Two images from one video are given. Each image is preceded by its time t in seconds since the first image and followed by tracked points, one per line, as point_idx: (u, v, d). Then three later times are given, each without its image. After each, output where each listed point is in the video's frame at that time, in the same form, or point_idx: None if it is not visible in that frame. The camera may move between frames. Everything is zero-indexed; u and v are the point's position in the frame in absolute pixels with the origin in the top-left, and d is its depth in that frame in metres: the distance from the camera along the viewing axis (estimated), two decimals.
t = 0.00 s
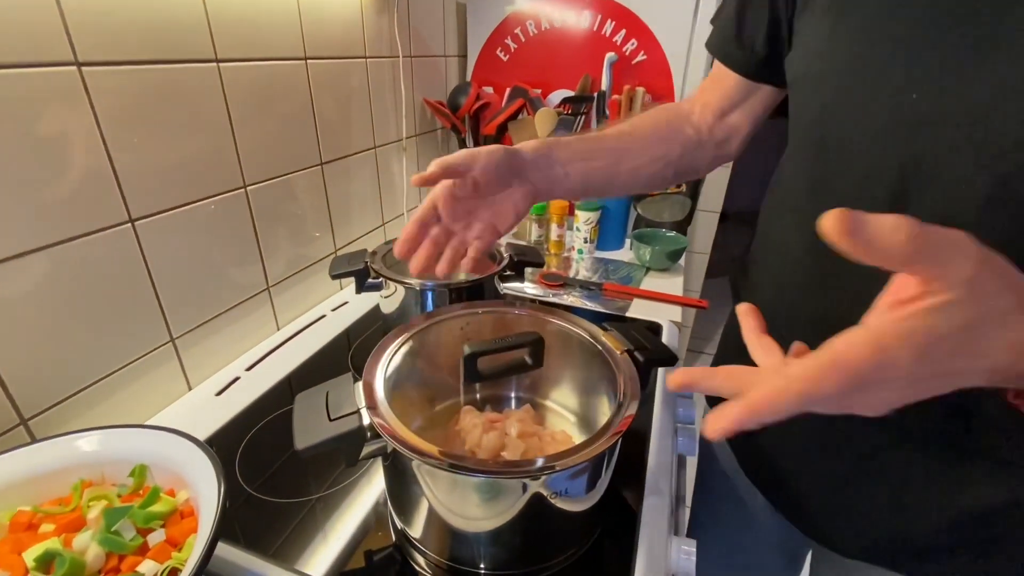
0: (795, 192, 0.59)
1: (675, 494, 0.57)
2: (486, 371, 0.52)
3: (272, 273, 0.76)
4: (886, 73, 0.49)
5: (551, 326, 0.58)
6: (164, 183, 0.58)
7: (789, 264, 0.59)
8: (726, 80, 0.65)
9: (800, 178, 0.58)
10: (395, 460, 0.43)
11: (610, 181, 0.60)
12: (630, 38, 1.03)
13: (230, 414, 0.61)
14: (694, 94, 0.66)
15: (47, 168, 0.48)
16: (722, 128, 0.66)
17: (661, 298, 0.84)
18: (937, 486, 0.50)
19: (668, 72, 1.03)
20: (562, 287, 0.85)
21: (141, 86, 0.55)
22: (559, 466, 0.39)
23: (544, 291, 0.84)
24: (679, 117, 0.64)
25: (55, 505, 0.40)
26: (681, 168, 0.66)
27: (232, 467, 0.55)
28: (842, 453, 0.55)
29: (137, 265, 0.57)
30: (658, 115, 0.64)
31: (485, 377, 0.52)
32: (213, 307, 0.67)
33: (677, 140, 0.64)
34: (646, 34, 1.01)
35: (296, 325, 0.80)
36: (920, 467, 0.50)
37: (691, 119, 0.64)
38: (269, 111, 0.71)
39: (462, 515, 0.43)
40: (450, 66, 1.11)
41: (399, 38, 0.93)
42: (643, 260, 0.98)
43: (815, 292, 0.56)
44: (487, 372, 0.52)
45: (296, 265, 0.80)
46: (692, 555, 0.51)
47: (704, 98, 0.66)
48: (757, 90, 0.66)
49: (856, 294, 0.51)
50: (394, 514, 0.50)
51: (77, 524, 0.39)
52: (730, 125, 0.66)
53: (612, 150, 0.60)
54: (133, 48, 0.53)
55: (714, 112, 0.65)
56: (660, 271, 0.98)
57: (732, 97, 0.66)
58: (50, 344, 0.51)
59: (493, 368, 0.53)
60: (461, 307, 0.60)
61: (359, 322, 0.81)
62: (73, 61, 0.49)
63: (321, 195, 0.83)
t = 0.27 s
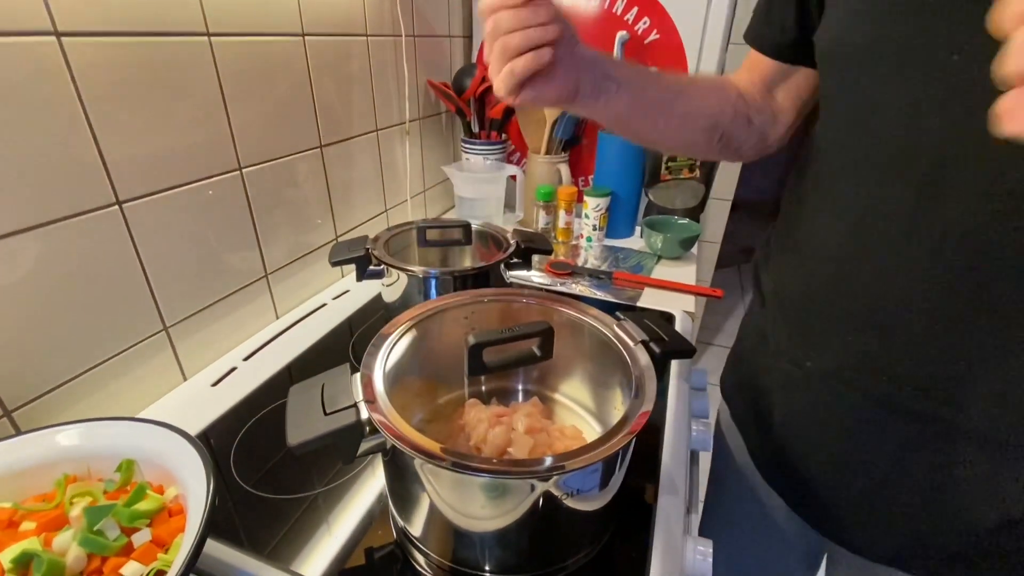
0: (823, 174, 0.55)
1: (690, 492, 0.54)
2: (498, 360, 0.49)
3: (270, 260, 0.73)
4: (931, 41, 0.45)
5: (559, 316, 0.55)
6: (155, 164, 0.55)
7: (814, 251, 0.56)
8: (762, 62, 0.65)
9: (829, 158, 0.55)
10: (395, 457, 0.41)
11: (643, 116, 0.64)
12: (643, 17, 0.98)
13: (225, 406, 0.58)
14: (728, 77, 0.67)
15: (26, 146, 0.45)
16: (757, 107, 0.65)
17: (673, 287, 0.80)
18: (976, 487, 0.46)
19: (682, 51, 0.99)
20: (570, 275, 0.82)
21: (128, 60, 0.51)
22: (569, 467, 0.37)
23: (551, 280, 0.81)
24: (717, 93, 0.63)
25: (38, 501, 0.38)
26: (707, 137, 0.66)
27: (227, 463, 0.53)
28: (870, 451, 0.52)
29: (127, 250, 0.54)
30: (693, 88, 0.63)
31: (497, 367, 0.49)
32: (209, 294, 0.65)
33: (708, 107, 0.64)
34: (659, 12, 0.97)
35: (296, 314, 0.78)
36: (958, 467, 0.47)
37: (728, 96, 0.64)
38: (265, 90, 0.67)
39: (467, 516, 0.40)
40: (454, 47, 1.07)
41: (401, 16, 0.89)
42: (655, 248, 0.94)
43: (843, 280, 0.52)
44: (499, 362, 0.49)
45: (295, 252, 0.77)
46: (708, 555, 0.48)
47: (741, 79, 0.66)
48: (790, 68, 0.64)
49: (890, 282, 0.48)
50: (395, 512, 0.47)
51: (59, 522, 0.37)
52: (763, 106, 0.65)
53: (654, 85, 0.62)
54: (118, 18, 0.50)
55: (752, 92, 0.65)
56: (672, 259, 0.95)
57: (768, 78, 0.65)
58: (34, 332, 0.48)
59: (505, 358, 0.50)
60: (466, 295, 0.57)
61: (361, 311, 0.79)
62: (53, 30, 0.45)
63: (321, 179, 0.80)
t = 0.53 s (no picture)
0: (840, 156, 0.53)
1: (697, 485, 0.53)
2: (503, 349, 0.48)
3: (270, 247, 0.72)
4: (961, 14, 0.43)
5: (564, 304, 0.53)
6: (149, 148, 0.54)
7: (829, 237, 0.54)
8: (769, 52, 0.61)
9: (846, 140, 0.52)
10: (394, 448, 0.40)
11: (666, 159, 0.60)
12: None
13: (223, 395, 0.57)
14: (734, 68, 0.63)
15: (14, 128, 0.43)
16: (770, 103, 0.62)
17: (680, 276, 0.79)
18: (997, 483, 0.45)
19: (692, 35, 0.96)
20: (574, 264, 0.81)
21: (120, 39, 0.49)
22: (574, 459, 0.35)
23: (555, 269, 0.79)
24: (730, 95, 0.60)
25: (31, 490, 0.37)
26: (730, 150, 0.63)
27: (225, 452, 0.52)
28: (885, 444, 0.50)
29: (121, 237, 0.53)
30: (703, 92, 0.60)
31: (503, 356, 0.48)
32: (207, 282, 0.63)
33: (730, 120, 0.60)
34: None
35: (296, 303, 0.77)
36: (979, 462, 0.45)
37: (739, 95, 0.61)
38: (263, 73, 0.65)
39: (467, 508, 0.39)
40: (457, 31, 1.05)
41: None
42: (661, 237, 0.93)
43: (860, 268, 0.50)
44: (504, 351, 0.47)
45: (295, 240, 0.76)
46: (714, 549, 0.47)
47: (745, 71, 0.62)
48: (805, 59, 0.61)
49: (909, 269, 0.46)
50: (394, 503, 0.46)
51: (51, 512, 0.36)
52: (777, 100, 0.63)
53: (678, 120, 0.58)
54: None
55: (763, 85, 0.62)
56: (678, 249, 0.93)
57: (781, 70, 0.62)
58: (27, 320, 0.47)
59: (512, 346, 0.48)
60: (467, 283, 0.56)
61: (362, 300, 0.78)
62: (40, 6, 0.43)
63: (322, 166, 0.78)
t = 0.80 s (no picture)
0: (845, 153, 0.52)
1: (698, 481, 0.53)
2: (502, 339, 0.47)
3: (273, 243, 0.72)
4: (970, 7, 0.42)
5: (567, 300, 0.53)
6: (152, 142, 0.54)
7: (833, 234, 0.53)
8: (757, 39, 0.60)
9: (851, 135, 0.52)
10: (396, 443, 0.40)
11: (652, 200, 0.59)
12: None
13: (227, 389, 0.58)
14: (713, 62, 0.62)
15: (16, 122, 0.43)
16: (751, 100, 0.61)
17: (683, 272, 0.79)
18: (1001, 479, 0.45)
19: (696, 29, 0.95)
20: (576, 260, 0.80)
21: (123, 33, 0.49)
22: (575, 456, 0.35)
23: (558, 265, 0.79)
24: (712, 97, 0.59)
25: (37, 483, 0.38)
26: (716, 154, 0.62)
27: (228, 445, 0.53)
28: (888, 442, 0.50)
29: (125, 232, 0.53)
30: (686, 96, 0.58)
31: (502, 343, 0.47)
32: (210, 277, 0.64)
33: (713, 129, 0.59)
34: None
35: (299, 298, 0.77)
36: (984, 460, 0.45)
37: (721, 94, 0.59)
38: (265, 67, 0.65)
39: (468, 503, 0.39)
40: (460, 25, 1.04)
41: None
42: (664, 234, 0.92)
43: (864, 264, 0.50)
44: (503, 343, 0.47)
45: (298, 235, 0.76)
46: (715, 545, 0.47)
47: (728, 64, 0.61)
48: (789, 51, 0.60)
49: (915, 266, 0.46)
50: (396, 497, 0.47)
51: (57, 505, 0.36)
52: (760, 97, 0.61)
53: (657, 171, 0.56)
54: None
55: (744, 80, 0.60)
56: (681, 245, 0.93)
57: (766, 63, 0.60)
58: (33, 314, 0.47)
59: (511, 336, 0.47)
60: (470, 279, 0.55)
61: (365, 295, 0.78)
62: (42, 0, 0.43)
63: (324, 161, 0.78)
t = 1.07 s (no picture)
0: (852, 151, 0.52)
1: (702, 478, 0.53)
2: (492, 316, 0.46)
3: (278, 240, 0.72)
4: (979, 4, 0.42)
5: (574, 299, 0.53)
6: (159, 140, 0.54)
7: (839, 232, 0.53)
8: (749, 12, 0.58)
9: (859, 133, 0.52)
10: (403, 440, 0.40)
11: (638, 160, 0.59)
12: None
13: (233, 385, 0.58)
14: (704, 28, 0.60)
15: (25, 120, 0.44)
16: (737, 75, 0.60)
17: (688, 270, 0.79)
18: (1007, 477, 0.45)
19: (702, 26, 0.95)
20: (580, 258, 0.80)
21: (130, 31, 0.50)
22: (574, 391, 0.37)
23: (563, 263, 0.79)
24: (698, 67, 0.58)
25: (47, 477, 0.38)
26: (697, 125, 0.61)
27: (234, 441, 0.53)
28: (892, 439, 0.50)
29: (133, 229, 0.54)
30: (674, 67, 0.57)
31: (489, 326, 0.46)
32: (216, 274, 0.64)
33: (695, 100, 0.59)
34: None
35: (304, 295, 0.77)
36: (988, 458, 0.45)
37: (707, 64, 0.58)
38: (271, 65, 0.65)
39: (474, 500, 0.40)
40: (464, 22, 1.04)
41: None
42: (668, 232, 0.92)
43: (870, 263, 0.50)
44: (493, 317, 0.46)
45: (303, 232, 0.76)
46: (719, 542, 0.47)
47: (719, 35, 0.59)
48: (781, 30, 0.58)
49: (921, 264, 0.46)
50: (402, 493, 0.47)
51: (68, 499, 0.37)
52: (746, 72, 0.61)
53: (642, 130, 0.57)
54: None
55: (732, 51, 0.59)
56: (685, 243, 0.93)
57: (755, 38, 0.59)
58: (42, 310, 0.48)
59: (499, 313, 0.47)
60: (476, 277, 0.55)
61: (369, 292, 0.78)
62: None
63: (329, 158, 0.78)
